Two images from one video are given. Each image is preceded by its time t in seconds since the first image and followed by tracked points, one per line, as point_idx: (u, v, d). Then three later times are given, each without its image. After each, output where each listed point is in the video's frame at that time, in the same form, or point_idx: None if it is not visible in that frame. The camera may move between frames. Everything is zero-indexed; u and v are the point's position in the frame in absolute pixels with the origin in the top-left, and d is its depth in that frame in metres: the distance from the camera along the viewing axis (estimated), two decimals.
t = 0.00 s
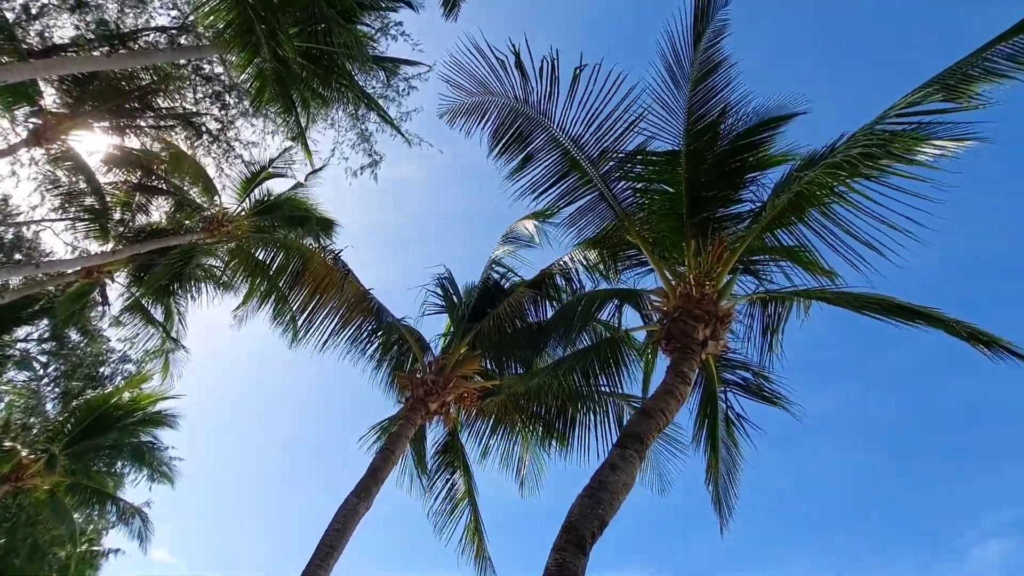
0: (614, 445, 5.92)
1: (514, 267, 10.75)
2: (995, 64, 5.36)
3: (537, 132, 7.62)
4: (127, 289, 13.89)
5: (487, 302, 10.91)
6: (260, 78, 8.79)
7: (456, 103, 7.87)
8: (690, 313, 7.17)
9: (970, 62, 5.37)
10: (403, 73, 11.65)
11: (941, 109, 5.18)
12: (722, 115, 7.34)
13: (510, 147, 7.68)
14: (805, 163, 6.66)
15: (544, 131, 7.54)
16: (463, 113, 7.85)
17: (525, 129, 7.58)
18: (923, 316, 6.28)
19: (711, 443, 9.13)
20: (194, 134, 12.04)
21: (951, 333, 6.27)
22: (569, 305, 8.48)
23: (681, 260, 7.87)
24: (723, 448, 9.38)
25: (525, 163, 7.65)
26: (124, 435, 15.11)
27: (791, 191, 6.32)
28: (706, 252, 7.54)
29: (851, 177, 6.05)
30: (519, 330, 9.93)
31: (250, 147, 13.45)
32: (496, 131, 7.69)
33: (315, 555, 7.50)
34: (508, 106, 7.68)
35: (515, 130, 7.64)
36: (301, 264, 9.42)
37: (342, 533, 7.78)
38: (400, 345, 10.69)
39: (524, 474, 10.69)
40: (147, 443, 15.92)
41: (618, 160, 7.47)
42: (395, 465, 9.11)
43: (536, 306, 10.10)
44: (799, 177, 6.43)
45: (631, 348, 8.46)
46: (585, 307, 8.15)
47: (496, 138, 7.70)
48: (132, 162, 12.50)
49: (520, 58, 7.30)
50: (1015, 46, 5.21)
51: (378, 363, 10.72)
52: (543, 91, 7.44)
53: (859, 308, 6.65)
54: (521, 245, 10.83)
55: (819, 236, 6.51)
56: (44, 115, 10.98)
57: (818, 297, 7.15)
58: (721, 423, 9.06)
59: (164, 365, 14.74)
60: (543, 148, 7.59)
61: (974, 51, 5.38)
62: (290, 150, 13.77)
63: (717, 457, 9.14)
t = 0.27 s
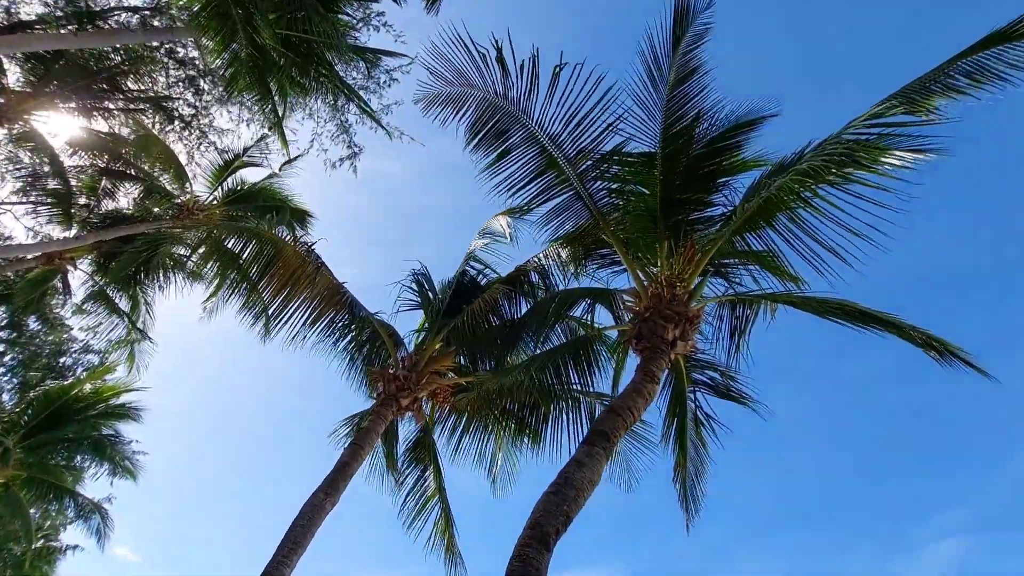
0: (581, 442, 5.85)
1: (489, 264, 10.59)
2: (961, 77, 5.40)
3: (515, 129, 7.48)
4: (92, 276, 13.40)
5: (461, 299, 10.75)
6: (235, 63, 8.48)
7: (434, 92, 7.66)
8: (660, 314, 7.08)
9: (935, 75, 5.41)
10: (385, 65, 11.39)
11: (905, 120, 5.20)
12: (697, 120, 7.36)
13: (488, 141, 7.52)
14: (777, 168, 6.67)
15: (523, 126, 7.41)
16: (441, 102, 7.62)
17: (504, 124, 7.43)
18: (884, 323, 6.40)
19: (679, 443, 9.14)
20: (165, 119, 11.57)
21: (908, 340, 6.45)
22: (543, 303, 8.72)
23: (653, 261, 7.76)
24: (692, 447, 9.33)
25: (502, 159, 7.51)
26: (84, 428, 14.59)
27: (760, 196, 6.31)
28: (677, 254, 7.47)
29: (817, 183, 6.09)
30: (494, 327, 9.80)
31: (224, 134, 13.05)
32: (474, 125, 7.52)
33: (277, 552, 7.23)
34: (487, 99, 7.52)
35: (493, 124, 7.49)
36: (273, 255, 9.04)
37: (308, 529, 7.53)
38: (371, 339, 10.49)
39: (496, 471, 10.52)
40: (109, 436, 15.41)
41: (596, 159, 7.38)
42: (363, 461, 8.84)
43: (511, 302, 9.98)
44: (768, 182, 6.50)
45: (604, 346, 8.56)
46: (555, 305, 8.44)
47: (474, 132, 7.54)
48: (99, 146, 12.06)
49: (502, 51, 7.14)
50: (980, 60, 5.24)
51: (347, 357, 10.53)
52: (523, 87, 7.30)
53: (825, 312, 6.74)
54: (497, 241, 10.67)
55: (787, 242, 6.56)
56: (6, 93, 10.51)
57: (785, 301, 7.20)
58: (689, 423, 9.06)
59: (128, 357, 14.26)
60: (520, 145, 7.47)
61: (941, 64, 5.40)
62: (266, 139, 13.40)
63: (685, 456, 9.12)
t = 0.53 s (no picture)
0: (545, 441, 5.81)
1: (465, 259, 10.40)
2: (921, 102, 5.64)
3: (495, 126, 7.37)
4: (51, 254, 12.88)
5: (435, 293, 10.49)
6: (213, 43, 8.18)
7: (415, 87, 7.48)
8: (630, 317, 7.17)
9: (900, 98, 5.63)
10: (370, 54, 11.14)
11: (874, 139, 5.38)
12: (676, 129, 7.36)
13: (467, 138, 7.39)
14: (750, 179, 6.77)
15: (502, 125, 7.31)
16: (421, 98, 7.47)
17: (484, 122, 7.31)
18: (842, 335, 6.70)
19: (643, 444, 9.14)
20: (136, 96, 10.92)
21: (863, 352, 6.79)
22: (514, 301, 8.89)
23: (626, 265, 7.81)
24: (655, 449, 9.27)
25: (480, 156, 7.39)
26: (37, 412, 14.02)
27: (730, 207, 6.37)
28: (649, 259, 7.53)
29: (784, 197, 6.22)
30: (468, 324, 9.65)
31: (198, 115, 12.65)
32: (453, 120, 7.39)
33: (234, 542, 7.03)
34: (468, 95, 7.38)
35: (473, 121, 7.36)
36: (243, 241, 8.75)
37: (266, 521, 7.33)
38: (339, 330, 10.29)
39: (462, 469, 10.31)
40: (63, 421, 14.85)
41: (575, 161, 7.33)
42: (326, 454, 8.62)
43: (484, 298, 9.79)
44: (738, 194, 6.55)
45: (573, 346, 8.76)
46: (525, 305, 8.68)
47: (453, 127, 7.41)
48: (66, 120, 11.58)
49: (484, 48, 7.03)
50: (940, 87, 5.53)
51: (314, 348, 10.30)
52: (505, 85, 7.18)
53: (787, 322, 6.99)
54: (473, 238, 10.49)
55: (755, 253, 6.70)
56: None
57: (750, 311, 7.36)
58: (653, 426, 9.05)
59: (87, 339, 13.76)
60: (499, 143, 7.37)
61: (905, 89, 5.65)
62: (242, 122, 13.02)
63: (648, 458, 9.09)
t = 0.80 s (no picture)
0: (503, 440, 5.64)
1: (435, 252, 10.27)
2: (878, 132, 5.94)
3: (473, 123, 7.14)
4: None
5: (404, 285, 10.17)
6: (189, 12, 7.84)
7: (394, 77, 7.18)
8: (594, 322, 7.14)
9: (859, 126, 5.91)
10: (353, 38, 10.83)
11: (838, 164, 5.59)
12: (653, 140, 7.24)
13: (444, 132, 7.15)
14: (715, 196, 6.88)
15: (481, 122, 7.12)
16: (401, 90, 7.17)
17: (463, 116, 7.10)
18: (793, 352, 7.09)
19: (599, 446, 9.00)
20: (101, 59, 10.25)
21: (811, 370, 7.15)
22: (480, 297, 8.71)
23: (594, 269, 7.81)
24: (610, 451, 9.17)
25: (457, 152, 7.13)
26: None
27: (697, 221, 6.46)
28: (617, 265, 7.55)
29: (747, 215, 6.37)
30: (434, 319, 9.41)
31: (168, 85, 12.11)
32: (431, 113, 7.14)
33: (174, 529, 6.71)
34: (448, 89, 7.13)
35: (451, 115, 7.13)
36: (206, 220, 8.23)
37: (209, 509, 6.99)
38: (301, 314, 9.91)
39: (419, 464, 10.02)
40: None
41: (551, 165, 7.18)
42: (278, 443, 8.27)
43: (453, 292, 9.53)
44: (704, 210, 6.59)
45: (538, 346, 8.76)
46: (494, 302, 8.60)
47: (430, 120, 7.16)
48: (24, 77, 10.96)
49: (467, 41, 6.81)
50: (897, 119, 5.84)
51: (272, 331, 9.90)
52: (486, 81, 6.98)
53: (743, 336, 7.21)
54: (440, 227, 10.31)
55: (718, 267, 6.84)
56: None
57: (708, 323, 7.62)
58: (610, 429, 8.96)
59: (31, 309, 13.08)
60: (477, 140, 7.17)
61: (866, 119, 5.91)
62: (213, 96, 12.54)
63: (603, 460, 8.97)
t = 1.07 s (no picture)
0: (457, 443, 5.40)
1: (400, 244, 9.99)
2: (831, 161, 6.24)
3: (449, 118, 6.86)
4: None
5: (365, 277, 9.75)
6: None
7: (371, 62, 6.84)
8: (552, 328, 7.14)
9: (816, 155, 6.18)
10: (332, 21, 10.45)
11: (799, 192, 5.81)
12: (622, 153, 7.06)
13: (416, 124, 6.83)
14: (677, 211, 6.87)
15: (455, 119, 6.87)
16: (377, 79, 6.85)
17: (438, 110, 6.81)
18: (738, 367, 7.36)
19: (548, 450, 8.83)
20: (58, 16, 9.53)
21: (754, 387, 7.46)
22: (441, 294, 8.51)
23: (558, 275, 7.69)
24: (560, 456, 9.00)
25: (431, 147, 6.83)
26: None
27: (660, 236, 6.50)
28: (578, 274, 7.44)
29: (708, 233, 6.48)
30: (394, 313, 9.01)
31: (128, 49, 11.45)
32: (405, 104, 6.82)
33: (102, 517, 6.28)
34: (425, 81, 6.84)
35: (427, 108, 6.85)
36: (162, 194, 7.69)
37: (141, 499, 6.55)
38: (256, 300, 9.43)
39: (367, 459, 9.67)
40: None
41: (523, 168, 6.99)
42: (222, 433, 7.82)
43: (416, 287, 9.15)
44: (666, 226, 6.64)
45: (499, 348, 8.57)
46: (455, 299, 8.44)
47: (405, 111, 6.85)
48: None
49: (449, 35, 6.58)
50: (849, 152, 6.23)
51: (224, 316, 9.38)
52: (464, 78, 6.74)
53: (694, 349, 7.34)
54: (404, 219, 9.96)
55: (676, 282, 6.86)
56: None
57: (662, 336, 7.74)
58: (561, 434, 8.79)
59: None
60: (450, 136, 6.91)
61: (823, 149, 6.25)
62: (178, 65, 11.92)
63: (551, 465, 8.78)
